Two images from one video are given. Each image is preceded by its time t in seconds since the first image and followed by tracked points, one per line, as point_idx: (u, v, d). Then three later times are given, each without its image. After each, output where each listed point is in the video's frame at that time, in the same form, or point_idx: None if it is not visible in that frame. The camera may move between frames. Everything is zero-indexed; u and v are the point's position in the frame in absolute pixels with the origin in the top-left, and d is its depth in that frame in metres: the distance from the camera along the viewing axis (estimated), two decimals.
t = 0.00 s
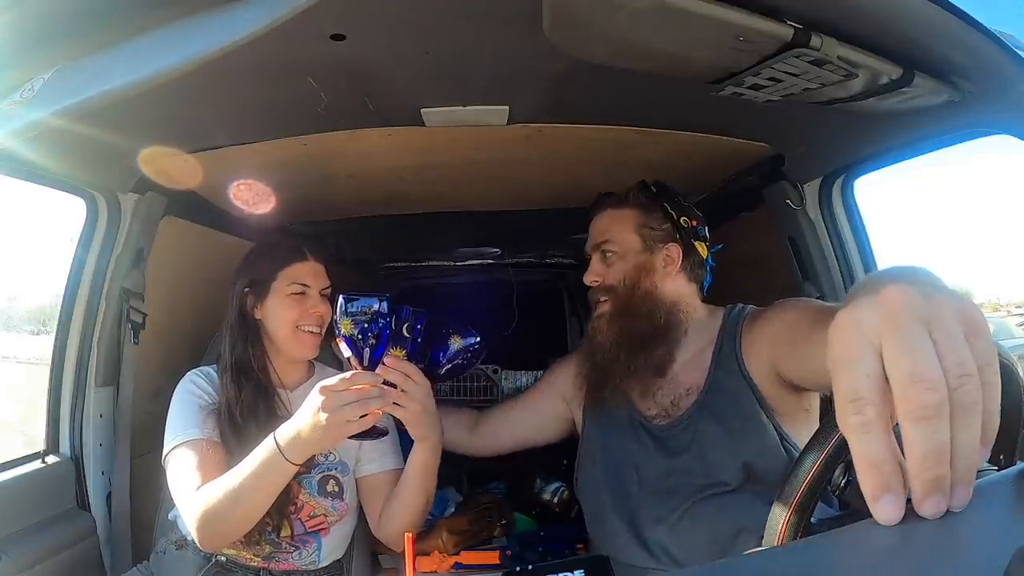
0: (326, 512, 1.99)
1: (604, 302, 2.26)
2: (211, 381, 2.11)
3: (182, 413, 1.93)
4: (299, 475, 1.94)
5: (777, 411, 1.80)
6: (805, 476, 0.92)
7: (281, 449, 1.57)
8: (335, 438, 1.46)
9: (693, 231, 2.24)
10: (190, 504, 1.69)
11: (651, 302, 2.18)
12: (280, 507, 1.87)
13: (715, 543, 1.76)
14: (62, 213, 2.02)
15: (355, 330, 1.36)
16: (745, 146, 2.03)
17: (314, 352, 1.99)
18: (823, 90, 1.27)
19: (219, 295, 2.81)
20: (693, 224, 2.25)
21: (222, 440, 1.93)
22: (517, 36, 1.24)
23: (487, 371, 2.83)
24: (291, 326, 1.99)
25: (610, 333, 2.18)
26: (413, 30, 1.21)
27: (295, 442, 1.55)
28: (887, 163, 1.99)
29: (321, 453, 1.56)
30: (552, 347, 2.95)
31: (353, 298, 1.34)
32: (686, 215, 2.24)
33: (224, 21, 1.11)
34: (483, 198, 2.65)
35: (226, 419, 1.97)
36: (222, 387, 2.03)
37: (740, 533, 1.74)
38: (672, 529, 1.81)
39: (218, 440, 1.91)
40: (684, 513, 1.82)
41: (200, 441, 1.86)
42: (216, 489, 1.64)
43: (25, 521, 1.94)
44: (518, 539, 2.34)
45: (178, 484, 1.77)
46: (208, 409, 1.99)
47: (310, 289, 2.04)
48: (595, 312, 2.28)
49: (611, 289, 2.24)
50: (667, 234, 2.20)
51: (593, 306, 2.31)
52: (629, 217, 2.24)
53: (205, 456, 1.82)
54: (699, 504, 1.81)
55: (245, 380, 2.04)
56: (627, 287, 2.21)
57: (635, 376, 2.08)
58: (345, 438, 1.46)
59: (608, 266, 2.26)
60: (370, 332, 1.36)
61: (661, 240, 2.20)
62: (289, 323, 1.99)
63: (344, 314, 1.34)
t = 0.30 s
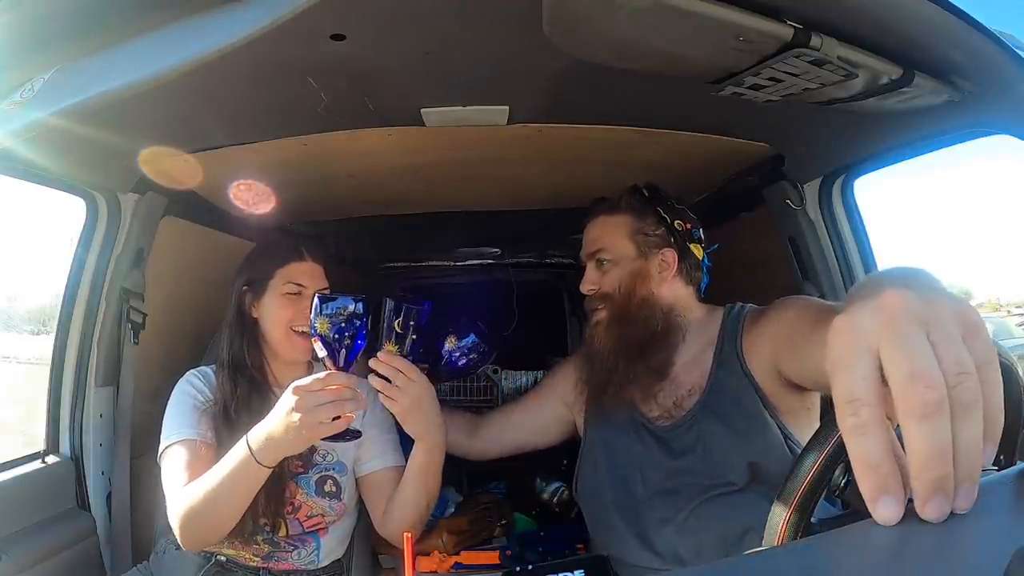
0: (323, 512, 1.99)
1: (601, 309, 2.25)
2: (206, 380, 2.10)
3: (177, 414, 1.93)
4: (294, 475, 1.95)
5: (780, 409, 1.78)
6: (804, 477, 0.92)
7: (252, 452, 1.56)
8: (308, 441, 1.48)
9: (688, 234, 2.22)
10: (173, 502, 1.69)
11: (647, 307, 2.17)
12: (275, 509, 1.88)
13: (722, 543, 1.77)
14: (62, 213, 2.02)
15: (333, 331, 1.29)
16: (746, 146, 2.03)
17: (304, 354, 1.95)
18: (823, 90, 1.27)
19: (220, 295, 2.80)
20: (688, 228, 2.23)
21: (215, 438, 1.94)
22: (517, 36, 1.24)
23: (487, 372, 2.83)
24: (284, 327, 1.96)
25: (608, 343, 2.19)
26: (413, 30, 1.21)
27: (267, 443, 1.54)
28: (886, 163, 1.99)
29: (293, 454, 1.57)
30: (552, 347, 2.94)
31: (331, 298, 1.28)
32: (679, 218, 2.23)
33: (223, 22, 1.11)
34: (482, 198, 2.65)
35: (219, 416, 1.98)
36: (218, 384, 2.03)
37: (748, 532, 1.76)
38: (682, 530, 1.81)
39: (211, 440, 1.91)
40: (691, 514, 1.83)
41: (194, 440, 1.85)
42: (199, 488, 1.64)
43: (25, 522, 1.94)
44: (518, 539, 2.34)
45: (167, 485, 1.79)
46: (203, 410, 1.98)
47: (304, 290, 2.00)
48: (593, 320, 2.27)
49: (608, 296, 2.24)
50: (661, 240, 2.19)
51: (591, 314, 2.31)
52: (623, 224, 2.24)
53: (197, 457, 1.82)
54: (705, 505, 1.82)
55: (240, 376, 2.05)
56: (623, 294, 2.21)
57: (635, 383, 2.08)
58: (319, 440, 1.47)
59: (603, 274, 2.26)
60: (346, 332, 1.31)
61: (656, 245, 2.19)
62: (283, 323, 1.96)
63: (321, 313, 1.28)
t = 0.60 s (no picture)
0: (323, 511, 1.98)
1: (603, 309, 2.24)
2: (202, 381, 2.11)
3: (172, 417, 1.95)
4: (294, 474, 1.95)
5: (779, 410, 1.81)
6: (805, 477, 0.92)
7: (225, 465, 1.56)
8: (278, 456, 1.48)
9: (691, 233, 2.22)
10: (158, 508, 1.71)
11: (651, 307, 2.17)
12: (273, 509, 1.88)
13: (721, 544, 1.78)
14: (62, 213, 2.02)
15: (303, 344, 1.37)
16: (746, 146, 2.03)
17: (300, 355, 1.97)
18: (823, 90, 1.27)
19: (220, 295, 2.80)
20: (691, 227, 2.24)
21: (208, 441, 1.95)
22: (517, 36, 1.24)
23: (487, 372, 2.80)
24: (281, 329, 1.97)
25: (612, 340, 2.16)
26: (413, 30, 1.21)
27: (239, 458, 1.54)
28: (887, 163, 1.99)
29: (264, 468, 1.56)
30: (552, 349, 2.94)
31: (302, 311, 1.36)
32: (682, 217, 2.23)
33: (223, 22, 1.11)
34: (482, 198, 2.66)
35: (212, 417, 1.98)
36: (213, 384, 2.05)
37: (748, 531, 1.76)
38: (681, 530, 1.82)
39: (204, 443, 1.93)
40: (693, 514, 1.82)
41: (185, 445, 1.87)
42: (180, 496, 1.65)
43: (24, 522, 1.94)
44: (518, 539, 2.34)
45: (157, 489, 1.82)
46: (198, 414, 1.98)
47: (301, 291, 2.00)
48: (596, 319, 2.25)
49: (610, 295, 2.24)
50: (666, 237, 2.19)
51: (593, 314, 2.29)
52: (628, 222, 2.23)
53: (185, 462, 1.84)
54: (704, 505, 1.82)
55: (234, 377, 2.05)
56: (626, 293, 2.21)
57: (639, 382, 2.06)
58: (289, 456, 1.46)
59: (606, 272, 2.26)
60: (318, 347, 1.39)
61: (660, 244, 2.19)
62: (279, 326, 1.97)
63: (294, 327, 1.35)
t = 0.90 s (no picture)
0: (322, 512, 1.98)
1: (619, 308, 2.20)
2: (197, 383, 2.12)
3: (168, 419, 1.95)
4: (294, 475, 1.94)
5: (783, 411, 1.81)
6: (805, 476, 0.92)
7: (214, 475, 1.56)
8: (266, 467, 1.46)
9: (706, 235, 2.22)
10: (151, 513, 1.72)
11: (670, 310, 2.13)
12: (270, 510, 1.89)
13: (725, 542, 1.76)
14: (62, 213, 2.03)
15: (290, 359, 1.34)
16: (746, 145, 2.02)
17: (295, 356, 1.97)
18: (823, 90, 1.27)
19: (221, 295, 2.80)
20: (707, 228, 2.23)
21: (204, 443, 1.95)
22: (516, 36, 1.24)
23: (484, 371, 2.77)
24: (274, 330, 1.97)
25: (626, 341, 2.12)
26: (413, 31, 1.21)
27: (227, 468, 1.54)
28: (886, 163, 1.99)
29: (251, 479, 1.56)
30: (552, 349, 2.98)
31: (292, 325, 1.34)
32: (700, 219, 2.22)
33: (223, 22, 1.11)
34: (482, 199, 2.66)
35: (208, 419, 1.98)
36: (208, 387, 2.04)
37: (750, 531, 1.76)
38: (683, 528, 1.82)
39: (199, 446, 1.93)
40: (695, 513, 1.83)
41: (180, 447, 1.87)
42: (172, 502, 1.65)
43: (24, 522, 1.94)
44: (518, 539, 2.35)
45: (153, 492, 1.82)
46: (194, 416, 2.00)
47: (293, 292, 2.00)
48: (610, 318, 2.21)
49: (627, 294, 2.19)
50: (683, 240, 2.17)
51: (606, 311, 2.24)
52: (649, 221, 2.18)
53: (181, 464, 1.84)
54: (707, 504, 1.82)
55: (228, 379, 2.04)
56: (644, 293, 2.17)
57: (651, 382, 2.03)
58: (275, 468, 1.44)
59: (622, 270, 2.21)
60: (307, 360, 1.35)
61: (678, 245, 2.16)
62: (271, 327, 1.97)
63: (282, 341, 1.34)
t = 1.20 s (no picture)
0: (321, 515, 1.98)
1: (633, 306, 2.17)
2: (195, 386, 2.12)
3: (168, 422, 1.96)
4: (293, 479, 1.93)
5: (788, 407, 1.84)
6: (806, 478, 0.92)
7: (200, 485, 1.56)
8: (248, 480, 1.45)
9: (721, 238, 2.22)
10: (143, 517, 1.73)
11: (688, 312, 2.10)
12: (267, 514, 1.89)
13: (731, 540, 1.77)
14: (62, 213, 2.03)
15: (269, 372, 1.33)
16: (745, 145, 2.02)
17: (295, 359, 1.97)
18: (823, 90, 1.27)
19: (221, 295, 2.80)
20: (722, 231, 2.22)
21: (200, 447, 1.95)
22: (517, 36, 1.24)
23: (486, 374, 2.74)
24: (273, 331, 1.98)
25: (641, 342, 2.10)
26: (413, 31, 1.21)
27: (211, 479, 1.53)
28: (886, 163, 1.99)
29: (236, 489, 1.55)
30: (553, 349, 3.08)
31: (273, 339, 1.33)
32: (717, 222, 2.21)
33: (224, 22, 1.11)
34: (483, 199, 2.67)
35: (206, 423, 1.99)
36: (206, 391, 2.04)
37: (755, 530, 1.76)
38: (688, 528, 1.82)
39: (195, 450, 1.92)
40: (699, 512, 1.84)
41: (175, 451, 1.87)
42: (164, 508, 1.66)
43: (24, 522, 1.95)
44: (518, 539, 2.36)
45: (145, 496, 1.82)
46: (191, 420, 2.00)
47: (289, 292, 2.00)
48: (622, 314, 2.19)
49: (643, 294, 2.16)
50: (701, 242, 2.16)
51: (618, 307, 2.22)
52: (669, 221, 2.14)
53: (174, 468, 1.84)
54: (712, 502, 1.83)
55: (225, 383, 2.04)
56: (661, 293, 2.14)
57: (659, 381, 2.02)
58: (256, 481, 1.43)
59: (640, 269, 2.17)
60: (287, 373, 1.34)
61: (696, 247, 2.15)
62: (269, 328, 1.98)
63: (263, 355, 1.33)
